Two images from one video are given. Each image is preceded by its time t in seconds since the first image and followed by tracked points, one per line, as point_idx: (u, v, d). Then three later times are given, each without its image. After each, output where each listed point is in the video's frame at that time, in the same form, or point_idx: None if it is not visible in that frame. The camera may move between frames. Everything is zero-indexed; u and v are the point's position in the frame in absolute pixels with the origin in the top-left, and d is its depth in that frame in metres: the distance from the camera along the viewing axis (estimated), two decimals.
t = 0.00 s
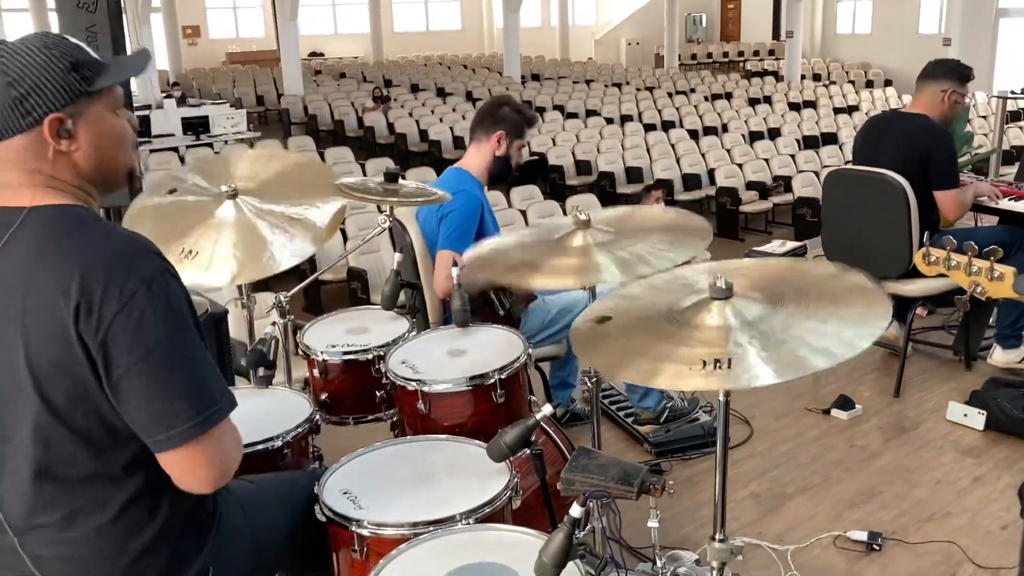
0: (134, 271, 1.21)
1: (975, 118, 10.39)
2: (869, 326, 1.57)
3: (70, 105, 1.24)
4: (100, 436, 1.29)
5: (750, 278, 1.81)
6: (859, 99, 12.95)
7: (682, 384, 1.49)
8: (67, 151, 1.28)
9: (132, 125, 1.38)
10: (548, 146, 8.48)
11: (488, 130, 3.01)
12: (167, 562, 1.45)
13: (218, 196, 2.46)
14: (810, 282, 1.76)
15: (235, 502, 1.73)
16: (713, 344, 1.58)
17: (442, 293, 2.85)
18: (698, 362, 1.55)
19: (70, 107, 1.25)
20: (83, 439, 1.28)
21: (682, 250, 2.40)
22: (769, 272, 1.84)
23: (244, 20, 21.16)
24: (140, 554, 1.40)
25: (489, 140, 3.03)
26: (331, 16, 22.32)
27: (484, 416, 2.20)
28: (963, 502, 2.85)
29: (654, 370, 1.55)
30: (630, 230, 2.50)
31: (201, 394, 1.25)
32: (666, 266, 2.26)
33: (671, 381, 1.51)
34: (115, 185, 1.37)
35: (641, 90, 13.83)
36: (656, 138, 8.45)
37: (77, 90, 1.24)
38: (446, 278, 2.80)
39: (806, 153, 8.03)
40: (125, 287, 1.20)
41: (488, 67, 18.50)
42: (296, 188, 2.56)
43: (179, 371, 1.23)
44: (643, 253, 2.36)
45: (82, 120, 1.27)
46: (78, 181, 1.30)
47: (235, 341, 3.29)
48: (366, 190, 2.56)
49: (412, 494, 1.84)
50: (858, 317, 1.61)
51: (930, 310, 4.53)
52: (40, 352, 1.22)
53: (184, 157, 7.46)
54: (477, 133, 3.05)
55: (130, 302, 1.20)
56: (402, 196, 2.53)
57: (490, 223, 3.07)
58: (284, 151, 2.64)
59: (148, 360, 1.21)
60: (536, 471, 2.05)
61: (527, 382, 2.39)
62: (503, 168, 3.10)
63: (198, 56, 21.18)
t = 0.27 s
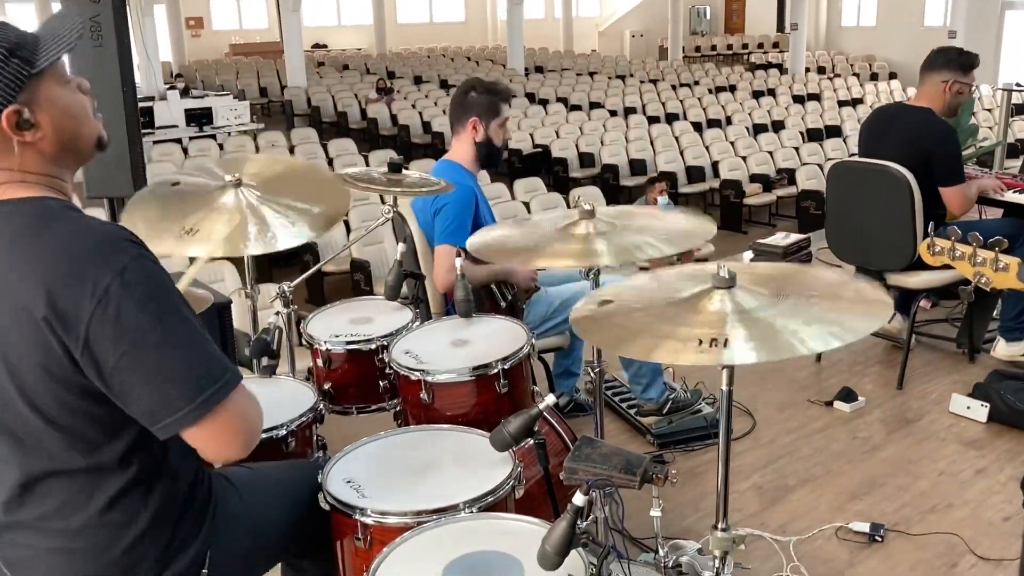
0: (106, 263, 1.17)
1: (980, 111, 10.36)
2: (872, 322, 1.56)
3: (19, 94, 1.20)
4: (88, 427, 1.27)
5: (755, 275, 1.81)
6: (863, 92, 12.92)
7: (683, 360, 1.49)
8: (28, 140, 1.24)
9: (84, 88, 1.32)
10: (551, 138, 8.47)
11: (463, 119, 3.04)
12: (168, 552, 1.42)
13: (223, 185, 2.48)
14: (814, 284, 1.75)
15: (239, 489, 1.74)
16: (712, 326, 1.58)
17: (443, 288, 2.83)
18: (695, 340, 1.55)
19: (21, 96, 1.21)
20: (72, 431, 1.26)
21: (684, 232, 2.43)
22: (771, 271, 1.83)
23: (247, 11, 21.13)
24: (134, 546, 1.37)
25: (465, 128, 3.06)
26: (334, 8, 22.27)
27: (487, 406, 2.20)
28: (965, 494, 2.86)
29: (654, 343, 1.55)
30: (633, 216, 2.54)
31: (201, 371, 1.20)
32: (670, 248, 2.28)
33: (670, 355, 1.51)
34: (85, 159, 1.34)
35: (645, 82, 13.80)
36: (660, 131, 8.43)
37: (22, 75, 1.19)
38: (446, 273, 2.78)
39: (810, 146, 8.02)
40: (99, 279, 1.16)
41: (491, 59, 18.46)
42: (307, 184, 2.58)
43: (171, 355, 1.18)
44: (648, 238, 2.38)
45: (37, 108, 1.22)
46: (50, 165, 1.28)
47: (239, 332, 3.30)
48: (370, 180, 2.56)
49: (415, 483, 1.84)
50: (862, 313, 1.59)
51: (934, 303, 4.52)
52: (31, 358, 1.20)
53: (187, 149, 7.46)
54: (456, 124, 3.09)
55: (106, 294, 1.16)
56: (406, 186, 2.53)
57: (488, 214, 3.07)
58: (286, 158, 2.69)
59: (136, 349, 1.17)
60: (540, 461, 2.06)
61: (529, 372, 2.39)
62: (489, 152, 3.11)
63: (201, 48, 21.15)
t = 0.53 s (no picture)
0: (91, 257, 1.17)
1: (983, 103, 10.34)
2: (870, 322, 1.55)
3: (11, 80, 1.21)
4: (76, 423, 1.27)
5: (756, 267, 1.81)
6: (866, 84, 12.88)
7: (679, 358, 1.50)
8: (14, 129, 1.25)
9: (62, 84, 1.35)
10: (552, 131, 8.45)
11: (461, 113, 3.06)
12: (163, 544, 1.43)
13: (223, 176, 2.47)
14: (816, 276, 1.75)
15: (240, 480, 1.74)
16: (713, 321, 1.58)
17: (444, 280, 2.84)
18: (692, 337, 1.55)
19: (13, 82, 1.22)
20: (62, 429, 1.26)
21: (682, 213, 2.44)
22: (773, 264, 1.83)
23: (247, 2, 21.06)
24: (127, 540, 1.38)
25: (465, 122, 3.08)
26: None
27: (488, 398, 2.21)
28: (965, 486, 2.86)
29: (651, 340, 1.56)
30: (632, 198, 2.52)
31: (189, 363, 1.20)
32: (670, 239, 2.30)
33: (668, 353, 1.51)
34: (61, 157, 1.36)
35: (647, 74, 13.77)
36: (661, 123, 8.42)
37: (14, 61, 1.21)
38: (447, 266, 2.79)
39: (812, 138, 8.01)
40: (82, 275, 1.16)
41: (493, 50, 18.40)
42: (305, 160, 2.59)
43: (158, 349, 1.18)
44: (647, 228, 2.39)
45: (27, 97, 1.24)
46: (32, 158, 1.29)
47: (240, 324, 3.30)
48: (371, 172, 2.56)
49: (415, 475, 1.84)
50: (861, 310, 1.59)
51: (935, 296, 4.52)
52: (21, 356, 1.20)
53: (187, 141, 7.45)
54: (456, 118, 3.10)
55: (92, 289, 1.16)
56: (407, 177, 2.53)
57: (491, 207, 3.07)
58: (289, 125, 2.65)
59: (124, 344, 1.16)
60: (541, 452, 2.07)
61: (531, 364, 2.39)
62: (493, 143, 3.12)
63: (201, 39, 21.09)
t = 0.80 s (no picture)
0: (90, 250, 1.13)
1: (984, 96, 10.33)
2: (874, 292, 1.59)
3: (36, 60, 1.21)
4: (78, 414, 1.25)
5: (759, 255, 1.81)
6: (867, 77, 12.87)
7: (689, 342, 1.50)
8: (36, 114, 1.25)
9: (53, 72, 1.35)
10: (553, 123, 8.45)
11: (465, 104, 3.05)
12: (164, 537, 1.42)
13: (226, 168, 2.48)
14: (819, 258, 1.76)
15: (243, 469, 1.74)
16: (717, 310, 1.58)
17: (446, 272, 2.84)
18: (696, 324, 1.55)
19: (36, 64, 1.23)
20: (65, 418, 1.24)
21: (688, 217, 2.45)
22: (776, 249, 1.84)
23: None
24: (128, 532, 1.36)
25: (470, 113, 3.05)
26: None
27: (489, 387, 2.21)
28: (965, 478, 2.87)
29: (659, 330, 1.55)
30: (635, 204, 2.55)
31: (157, 376, 1.16)
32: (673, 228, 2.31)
33: (674, 340, 1.51)
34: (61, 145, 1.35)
35: (648, 66, 13.75)
36: (662, 116, 8.41)
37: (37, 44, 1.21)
38: (450, 257, 2.79)
39: (813, 131, 8.00)
40: (78, 267, 1.13)
41: (493, 43, 18.39)
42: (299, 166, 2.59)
43: (130, 355, 1.14)
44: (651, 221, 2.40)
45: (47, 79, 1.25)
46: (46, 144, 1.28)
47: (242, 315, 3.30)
48: (374, 163, 2.57)
49: (417, 464, 1.84)
50: (864, 284, 1.62)
51: (936, 288, 4.53)
52: (10, 333, 1.17)
53: (189, 132, 7.45)
54: (461, 108, 3.09)
55: (83, 283, 1.13)
56: (409, 168, 2.53)
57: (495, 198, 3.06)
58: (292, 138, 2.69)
59: (98, 344, 1.13)
60: (544, 442, 2.07)
61: (532, 355, 2.39)
62: (497, 134, 3.12)
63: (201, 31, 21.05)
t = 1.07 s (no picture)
0: (89, 227, 1.13)
1: (986, 89, 10.30)
2: (873, 308, 1.55)
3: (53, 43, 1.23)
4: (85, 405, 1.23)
5: (760, 248, 1.80)
6: (869, 69, 12.84)
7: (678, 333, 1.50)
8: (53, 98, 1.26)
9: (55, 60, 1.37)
10: (555, 115, 8.44)
11: (454, 95, 3.05)
12: (170, 526, 1.43)
13: (228, 158, 2.46)
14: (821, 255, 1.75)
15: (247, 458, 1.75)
16: (714, 299, 1.58)
17: (448, 264, 2.85)
18: (697, 314, 1.55)
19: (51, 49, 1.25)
20: (72, 409, 1.23)
21: (686, 204, 2.45)
22: (775, 245, 1.83)
23: None
24: (137, 522, 1.37)
25: (460, 104, 3.06)
26: None
27: (492, 378, 2.21)
28: (966, 469, 2.88)
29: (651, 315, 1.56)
30: (635, 188, 2.54)
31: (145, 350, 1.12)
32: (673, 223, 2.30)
33: (666, 327, 1.52)
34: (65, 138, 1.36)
35: (649, 58, 13.72)
36: (664, 108, 8.39)
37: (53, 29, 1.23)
38: (451, 249, 2.79)
39: (815, 124, 7.99)
40: (76, 243, 1.12)
41: (494, 35, 18.34)
42: (302, 147, 2.57)
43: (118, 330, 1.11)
44: (650, 214, 2.39)
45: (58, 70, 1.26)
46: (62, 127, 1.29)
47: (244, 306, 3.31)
48: (376, 154, 2.57)
49: (420, 454, 1.85)
50: (865, 296, 1.59)
51: (937, 281, 4.53)
52: (17, 316, 1.18)
53: (190, 124, 7.44)
54: (452, 98, 3.07)
55: (77, 257, 1.12)
56: (411, 159, 2.53)
57: (495, 189, 3.06)
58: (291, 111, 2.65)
59: (89, 317, 1.11)
60: (545, 433, 2.08)
61: (534, 346, 2.40)
62: (492, 122, 3.12)
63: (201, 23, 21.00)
